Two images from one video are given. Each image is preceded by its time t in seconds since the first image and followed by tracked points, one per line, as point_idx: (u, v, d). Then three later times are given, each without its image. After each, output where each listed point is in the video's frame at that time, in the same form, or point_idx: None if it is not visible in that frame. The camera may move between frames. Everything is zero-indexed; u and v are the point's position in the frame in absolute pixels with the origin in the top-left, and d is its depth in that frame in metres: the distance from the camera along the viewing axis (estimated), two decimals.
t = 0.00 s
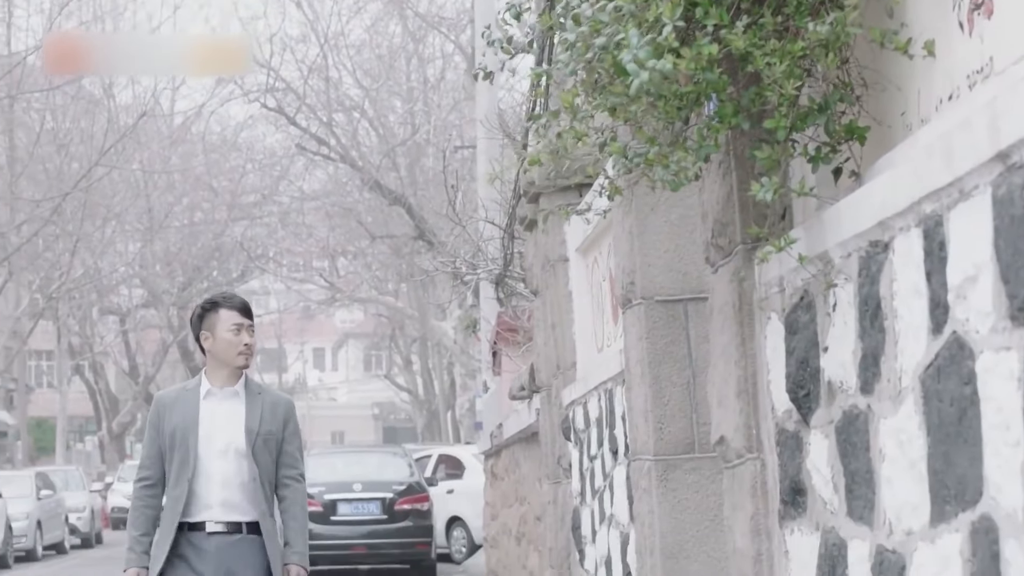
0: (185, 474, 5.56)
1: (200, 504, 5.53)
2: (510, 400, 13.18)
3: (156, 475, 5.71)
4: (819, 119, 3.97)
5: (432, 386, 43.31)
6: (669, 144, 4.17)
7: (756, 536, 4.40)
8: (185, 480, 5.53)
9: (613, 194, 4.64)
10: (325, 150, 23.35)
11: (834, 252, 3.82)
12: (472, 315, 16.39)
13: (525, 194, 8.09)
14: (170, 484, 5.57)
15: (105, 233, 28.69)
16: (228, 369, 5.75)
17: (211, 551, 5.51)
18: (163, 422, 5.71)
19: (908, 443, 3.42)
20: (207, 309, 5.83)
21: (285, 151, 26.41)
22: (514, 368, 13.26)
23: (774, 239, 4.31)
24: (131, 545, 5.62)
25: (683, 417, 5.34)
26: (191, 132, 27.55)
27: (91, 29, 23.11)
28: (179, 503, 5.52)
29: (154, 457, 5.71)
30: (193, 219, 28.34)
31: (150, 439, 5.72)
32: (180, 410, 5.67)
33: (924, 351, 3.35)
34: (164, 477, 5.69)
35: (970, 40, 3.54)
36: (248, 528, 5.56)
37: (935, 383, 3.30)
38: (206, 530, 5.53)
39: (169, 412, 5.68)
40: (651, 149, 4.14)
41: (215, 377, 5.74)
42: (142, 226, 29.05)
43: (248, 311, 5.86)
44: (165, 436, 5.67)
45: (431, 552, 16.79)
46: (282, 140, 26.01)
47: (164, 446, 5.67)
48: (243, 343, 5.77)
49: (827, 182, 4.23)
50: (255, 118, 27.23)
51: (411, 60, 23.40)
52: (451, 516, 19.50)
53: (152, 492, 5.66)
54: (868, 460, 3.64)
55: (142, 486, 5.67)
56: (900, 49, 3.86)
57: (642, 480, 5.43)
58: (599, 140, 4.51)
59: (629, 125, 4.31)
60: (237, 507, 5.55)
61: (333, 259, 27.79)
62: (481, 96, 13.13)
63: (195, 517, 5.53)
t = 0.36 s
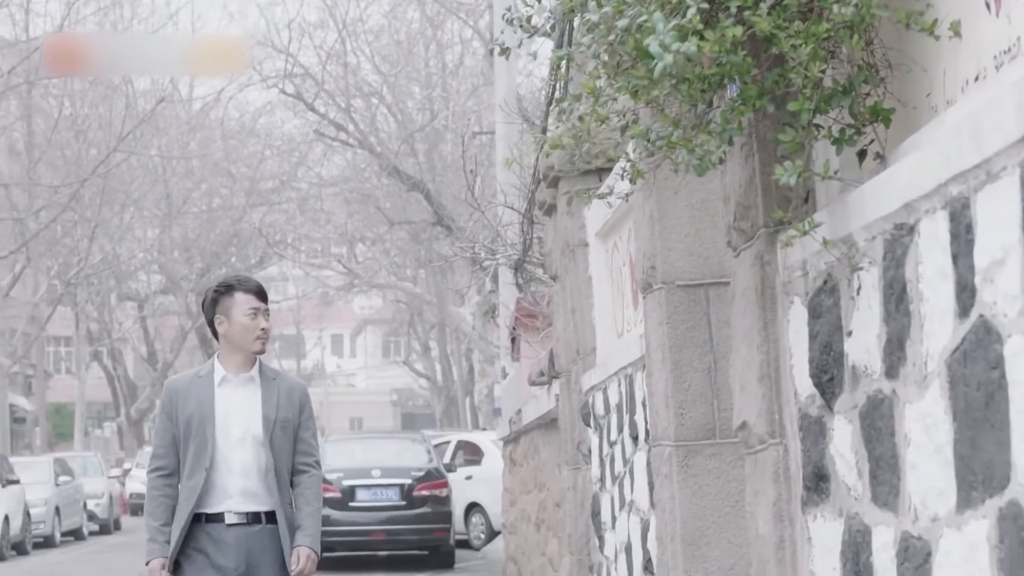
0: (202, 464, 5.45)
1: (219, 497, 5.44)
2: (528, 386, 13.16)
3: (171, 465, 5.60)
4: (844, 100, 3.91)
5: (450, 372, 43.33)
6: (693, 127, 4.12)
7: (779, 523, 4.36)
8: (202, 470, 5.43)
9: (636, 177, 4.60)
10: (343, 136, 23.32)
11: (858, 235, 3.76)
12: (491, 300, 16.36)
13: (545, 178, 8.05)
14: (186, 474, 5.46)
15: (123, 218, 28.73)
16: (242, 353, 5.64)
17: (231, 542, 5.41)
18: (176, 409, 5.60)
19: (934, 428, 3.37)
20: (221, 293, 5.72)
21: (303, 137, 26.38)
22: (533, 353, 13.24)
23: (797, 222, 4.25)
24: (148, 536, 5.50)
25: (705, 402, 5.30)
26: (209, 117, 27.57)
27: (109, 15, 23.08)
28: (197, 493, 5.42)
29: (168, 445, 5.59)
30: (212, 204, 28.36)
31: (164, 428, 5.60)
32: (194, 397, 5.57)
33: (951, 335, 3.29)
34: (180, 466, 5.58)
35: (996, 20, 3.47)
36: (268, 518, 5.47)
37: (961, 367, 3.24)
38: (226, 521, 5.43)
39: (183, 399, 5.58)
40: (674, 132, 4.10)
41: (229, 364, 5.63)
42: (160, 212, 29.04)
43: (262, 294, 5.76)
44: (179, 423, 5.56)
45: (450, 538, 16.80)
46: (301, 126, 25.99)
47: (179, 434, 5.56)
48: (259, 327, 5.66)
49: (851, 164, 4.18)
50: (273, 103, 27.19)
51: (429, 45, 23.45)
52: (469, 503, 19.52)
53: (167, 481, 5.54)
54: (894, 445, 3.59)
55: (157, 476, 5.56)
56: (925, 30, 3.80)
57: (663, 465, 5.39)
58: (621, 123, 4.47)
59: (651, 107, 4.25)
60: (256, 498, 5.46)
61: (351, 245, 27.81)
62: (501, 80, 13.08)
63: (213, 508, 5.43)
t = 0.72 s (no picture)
0: (209, 460, 5.13)
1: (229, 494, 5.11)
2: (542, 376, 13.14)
3: (171, 462, 5.27)
4: (865, 85, 3.84)
5: (464, 363, 43.39)
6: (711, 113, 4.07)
7: (796, 514, 4.32)
8: (210, 466, 5.11)
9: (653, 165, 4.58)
10: (356, 126, 23.38)
11: (878, 222, 3.71)
12: (505, 291, 16.34)
13: (560, 167, 8.00)
14: (192, 472, 5.13)
15: (136, 208, 28.80)
16: (241, 342, 5.34)
17: (245, 538, 5.10)
18: (173, 406, 5.27)
19: (955, 417, 3.32)
20: (215, 281, 5.40)
21: (316, 127, 26.43)
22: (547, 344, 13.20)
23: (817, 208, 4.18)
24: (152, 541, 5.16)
25: (721, 392, 5.25)
26: (222, 107, 27.61)
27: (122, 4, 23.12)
28: (206, 490, 5.09)
29: (167, 443, 5.27)
30: (225, 195, 28.42)
31: (162, 425, 5.27)
32: (192, 393, 5.24)
33: (972, 324, 3.24)
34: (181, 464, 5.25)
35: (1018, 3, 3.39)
36: (281, 512, 5.16)
37: (983, 355, 3.18)
38: (238, 516, 5.11)
39: (182, 393, 5.25)
40: (692, 118, 4.06)
41: (228, 354, 5.33)
42: (174, 202, 29.11)
43: (258, 279, 5.44)
44: (180, 420, 5.24)
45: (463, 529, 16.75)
46: (314, 116, 26.01)
47: (180, 431, 5.24)
48: (258, 314, 5.35)
49: (871, 150, 4.11)
50: (286, 94, 27.24)
51: (442, 35, 23.51)
52: (483, 493, 19.51)
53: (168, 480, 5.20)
54: (913, 435, 3.54)
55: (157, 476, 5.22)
56: (945, 14, 3.72)
57: (679, 456, 5.34)
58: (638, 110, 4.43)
59: (669, 93, 4.21)
60: (269, 490, 5.15)
61: (364, 234, 27.89)
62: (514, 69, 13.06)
63: (224, 505, 5.11)
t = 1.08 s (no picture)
0: (209, 448, 5.05)
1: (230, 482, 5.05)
2: (552, 368, 13.11)
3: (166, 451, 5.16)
4: (880, 73, 3.78)
5: (473, 355, 43.39)
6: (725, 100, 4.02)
7: (811, 507, 4.27)
8: (211, 454, 5.04)
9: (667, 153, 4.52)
10: (366, 118, 23.40)
11: (895, 212, 3.65)
12: (514, 283, 16.29)
13: (571, 159, 7.96)
14: (190, 460, 5.05)
15: (145, 200, 28.82)
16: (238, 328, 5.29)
17: (244, 528, 5.04)
18: (169, 394, 5.19)
19: (974, 409, 3.26)
20: (207, 265, 5.30)
21: (325, 119, 26.43)
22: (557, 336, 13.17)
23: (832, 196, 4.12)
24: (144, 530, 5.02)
25: (733, 384, 5.21)
26: (232, 99, 27.60)
27: None
28: (206, 479, 5.03)
29: (164, 430, 5.16)
30: (235, 187, 28.43)
31: (159, 411, 5.18)
32: (191, 378, 5.17)
33: (990, 315, 3.17)
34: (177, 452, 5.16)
35: None
36: (279, 501, 5.12)
37: (1002, 346, 3.12)
38: (238, 505, 5.05)
39: (179, 380, 5.17)
40: (705, 105, 4.00)
41: (226, 342, 5.26)
42: (183, 194, 29.13)
43: (251, 263, 5.36)
44: (176, 406, 5.16)
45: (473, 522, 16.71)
46: (324, 109, 25.98)
47: (178, 417, 5.15)
48: (254, 299, 5.28)
49: (887, 139, 4.05)
50: (295, 86, 27.25)
51: (452, 27, 23.47)
52: (493, 486, 19.49)
53: (165, 468, 5.09)
54: (931, 427, 3.49)
55: (154, 464, 5.09)
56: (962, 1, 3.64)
57: (691, 449, 5.29)
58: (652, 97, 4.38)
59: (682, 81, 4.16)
60: (270, 479, 5.11)
61: (374, 226, 27.88)
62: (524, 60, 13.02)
63: (224, 493, 5.05)
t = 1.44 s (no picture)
0: (212, 443, 5.01)
1: (233, 476, 5.00)
2: (560, 361, 13.07)
3: (168, 445, 5.06)
4: (894, 60, 3.71)
5: (480, 349, 43.38)
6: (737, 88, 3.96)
7: (823, 501, 4.22)
8: (212, 448, 4.99)
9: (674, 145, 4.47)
10: (373, 112, 23.37)
11: (910, 202, 3.58)
12: (522, 276, 16.24)
13: (579, 150, 7.92)
14: (192, 455, 5.00)
15: (153, 193, 28.82)
16: (237, 320, 5.24)
17: (248, 522, 4.99)
18: (168, 387, 5.11)
19: (991, 403, 3.20)
20: (203, 257, 5.27)
21: (333, 113, 26.39)
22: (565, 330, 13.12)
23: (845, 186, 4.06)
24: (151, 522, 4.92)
25: (744, 377, 5.16)
26: (239, 93, 27.57)
27: None
28: (211, 475, 4.98)
29: (165, 423, 5.07)
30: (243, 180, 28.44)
31: (158, 405, 5.09)
32: (189, 371, 5.11)
33: (1008, 307, 3.10)
34: (178, 445, 5.06)
35: None
36: (282, 494, 5.08)
37: (1021, 338, 3.05)
38: (240, 498, 5.01)
39: (178, 373, 5.11)
40: (716, 94, 3.94)
41: (223, 334, 5.22)
42: (191, 188, 29.13)
43: (247, 253, 5.33)
44: (175, 400, 5.09)
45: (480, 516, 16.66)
46: (331, 102, 25.93)
47: (178, 412, 5.08)
48: (251, 289, 5.24)
49: (901, 128, 3.99)
50: (303, 80, 27.22)
51: (460, 21, 23.44)
52: (500, 480, 19.46)
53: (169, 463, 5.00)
54: (946, 421, 3.43)
55: (156, 456, 5.00)
56: None
57: (700, 442, 5.25)
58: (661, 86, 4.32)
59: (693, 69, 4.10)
60: (271, 472, 5.07)
61: (382, 220, 27.87)
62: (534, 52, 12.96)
63: (227, 488, 5.00)
